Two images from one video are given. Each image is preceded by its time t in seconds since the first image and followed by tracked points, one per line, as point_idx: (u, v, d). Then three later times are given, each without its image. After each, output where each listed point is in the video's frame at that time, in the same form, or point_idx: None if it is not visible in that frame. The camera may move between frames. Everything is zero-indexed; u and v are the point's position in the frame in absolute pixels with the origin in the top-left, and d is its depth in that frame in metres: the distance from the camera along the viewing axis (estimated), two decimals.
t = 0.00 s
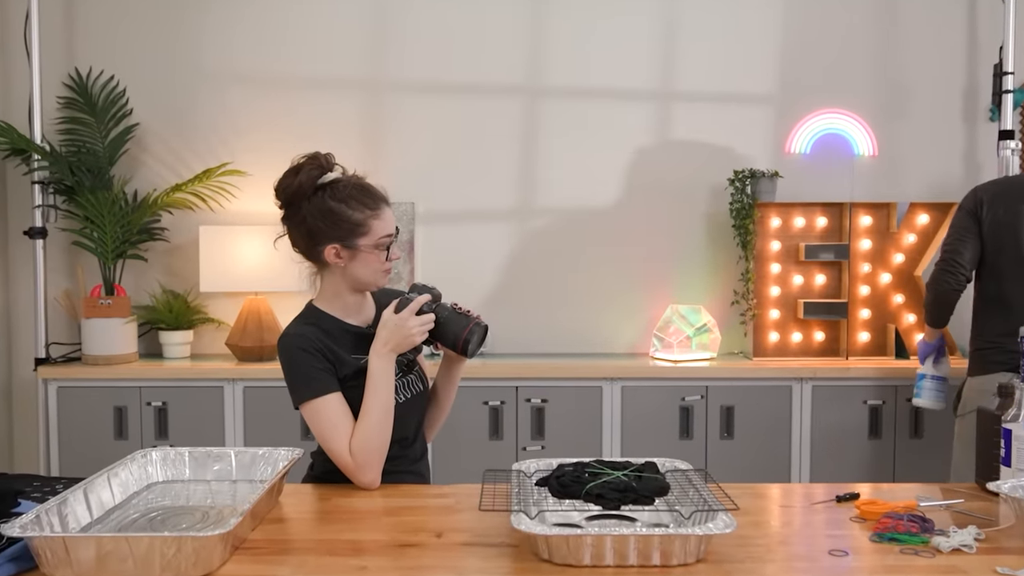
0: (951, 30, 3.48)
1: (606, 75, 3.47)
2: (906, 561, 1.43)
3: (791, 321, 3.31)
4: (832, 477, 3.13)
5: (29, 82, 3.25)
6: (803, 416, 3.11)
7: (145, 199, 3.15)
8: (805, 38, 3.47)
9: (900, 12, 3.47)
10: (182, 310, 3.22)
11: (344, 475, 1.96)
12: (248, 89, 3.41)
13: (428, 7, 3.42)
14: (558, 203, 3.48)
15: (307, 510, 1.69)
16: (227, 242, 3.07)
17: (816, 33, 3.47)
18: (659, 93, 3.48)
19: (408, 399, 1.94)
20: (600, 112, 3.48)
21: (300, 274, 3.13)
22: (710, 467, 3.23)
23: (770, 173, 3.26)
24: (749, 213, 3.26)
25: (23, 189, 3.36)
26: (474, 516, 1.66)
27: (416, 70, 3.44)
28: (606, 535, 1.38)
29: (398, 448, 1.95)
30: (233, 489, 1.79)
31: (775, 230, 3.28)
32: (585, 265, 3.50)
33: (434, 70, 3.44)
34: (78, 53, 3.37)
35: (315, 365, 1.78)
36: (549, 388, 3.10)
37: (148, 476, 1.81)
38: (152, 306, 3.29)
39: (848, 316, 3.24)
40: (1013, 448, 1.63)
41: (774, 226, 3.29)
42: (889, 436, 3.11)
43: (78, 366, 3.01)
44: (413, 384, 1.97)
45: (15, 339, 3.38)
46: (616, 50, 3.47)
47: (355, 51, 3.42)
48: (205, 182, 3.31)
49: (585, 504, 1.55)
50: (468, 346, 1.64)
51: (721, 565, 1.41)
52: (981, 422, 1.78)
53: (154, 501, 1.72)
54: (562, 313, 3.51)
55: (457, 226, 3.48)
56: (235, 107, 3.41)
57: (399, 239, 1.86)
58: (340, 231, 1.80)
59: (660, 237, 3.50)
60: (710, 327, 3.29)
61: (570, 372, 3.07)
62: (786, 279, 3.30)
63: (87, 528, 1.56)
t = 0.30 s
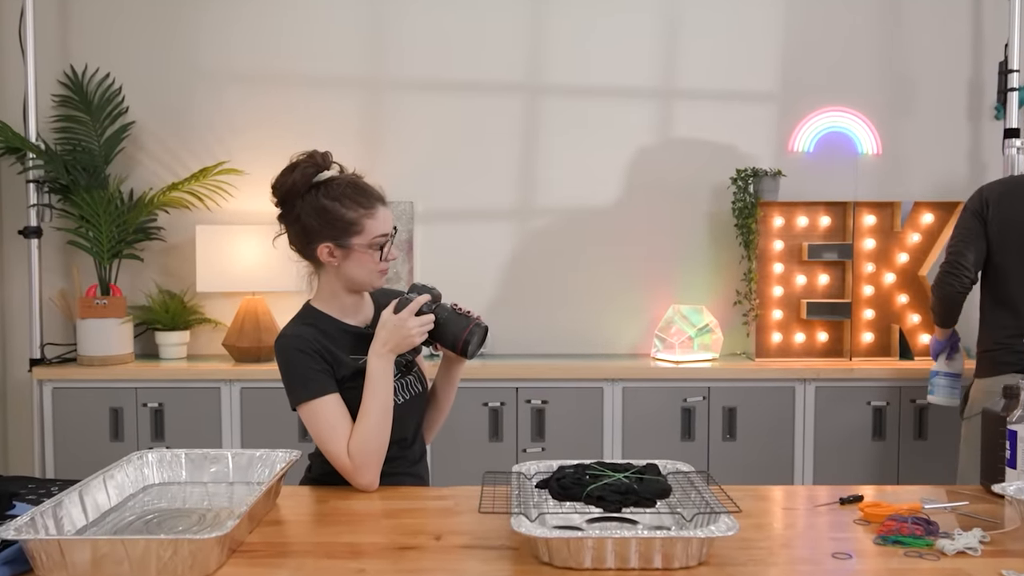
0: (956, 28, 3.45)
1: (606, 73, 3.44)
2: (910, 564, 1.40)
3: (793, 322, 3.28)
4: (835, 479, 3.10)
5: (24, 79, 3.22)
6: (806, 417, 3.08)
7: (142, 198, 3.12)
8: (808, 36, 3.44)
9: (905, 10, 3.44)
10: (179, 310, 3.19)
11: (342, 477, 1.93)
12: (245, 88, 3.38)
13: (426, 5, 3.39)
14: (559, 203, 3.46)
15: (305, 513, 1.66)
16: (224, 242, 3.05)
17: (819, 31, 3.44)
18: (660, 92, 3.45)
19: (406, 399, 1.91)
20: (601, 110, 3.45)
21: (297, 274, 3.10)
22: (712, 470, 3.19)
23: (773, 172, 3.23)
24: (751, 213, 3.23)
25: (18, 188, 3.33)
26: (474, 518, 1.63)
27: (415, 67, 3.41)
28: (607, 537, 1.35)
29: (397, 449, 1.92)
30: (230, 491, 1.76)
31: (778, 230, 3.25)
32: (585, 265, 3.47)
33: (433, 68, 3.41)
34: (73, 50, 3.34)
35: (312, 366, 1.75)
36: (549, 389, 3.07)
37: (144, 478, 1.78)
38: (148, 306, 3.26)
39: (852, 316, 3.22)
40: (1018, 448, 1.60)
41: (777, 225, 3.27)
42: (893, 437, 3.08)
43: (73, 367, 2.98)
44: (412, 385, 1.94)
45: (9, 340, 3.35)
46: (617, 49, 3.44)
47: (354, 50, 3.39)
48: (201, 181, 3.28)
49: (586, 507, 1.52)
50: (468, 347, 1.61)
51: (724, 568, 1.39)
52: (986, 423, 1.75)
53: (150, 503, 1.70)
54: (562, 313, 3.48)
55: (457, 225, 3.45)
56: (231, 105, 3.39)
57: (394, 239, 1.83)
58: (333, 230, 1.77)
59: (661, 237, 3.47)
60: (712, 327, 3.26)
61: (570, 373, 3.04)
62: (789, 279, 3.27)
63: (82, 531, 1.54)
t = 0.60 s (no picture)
0: (961, 26, 3.43)
1: (608, 70, 3.42)
2: (916, 567, 1.38)
3: (796, 322, 3.25)
4: (839, 481, 3.07)
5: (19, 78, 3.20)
6: (809, 418, 3.05)
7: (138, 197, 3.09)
8: (811, 33, 3.41)
9: (909, 6, 3.41)
10: (175, 311, 3.16)
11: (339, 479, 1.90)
12: (241, 86, 3.36)
13: (425, 2, 3.36)
14: (559, 202, 3.43)
15: (303, 515, 1.63)
16: (221, 242, 3.02)
17: (822, 29, 3.41)
18: (662, 89, 3.42)
19: (405, 400, 1.89)
20: (602, 107, 3.42)
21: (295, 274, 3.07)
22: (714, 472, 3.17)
23: (775, 171, 3.21)
24: (754, 212, 3.19)
25: (13, 187, 3.30)
26: (473, 521, 1.60)
27: (414, 65, 3.38)
28: (608, 540, 1.32)
29: (396, 450, 1.89)
30: (227, 493, 1.74)
31: (781, 229, 3.22)
32: (586, 265, 3.44)
33: (434, 65, 3.39)
34: (69, 48, 3.32)
35: (310, 366, 1.72)
36: (549, 390, 3.05)
37: (140, 480, 1.75)
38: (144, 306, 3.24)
39: (855, 317, 3.19)
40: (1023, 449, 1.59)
41: (779, 225, 3.24)
42: (897, 438, 3.06)
43: (69, 368, 2.96)
44: (410, 385, 1.91)
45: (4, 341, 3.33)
46: (618, 46, 3.41)
47: (352, 47, 3.37)
48: (198, 180, 3.26)
49: (587, 509, 1.49)
50: (467, 347, 1.59)
51: (726, 572, 1.36)
52: (991, 424, 1.72)
53: (147, 505, 1.67)
54: (563, 313, 3.45)
55: (457, 224, 3.42)
56: (229, 102, 3.36)
57: (391, 239, 1.79)
58: (327, 229, 1.74)
59: (663, 236, 3.44)
60: (714, 328, 3.23)
61: (571, 373, 3.02)
62: (792, 279, 3.24)
63: (78, 533, 1.51)
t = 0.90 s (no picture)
0: (965, 24, 3.40)
1: (611, 68, 3.39)
2: (920, 570, 1.35)
3: (799, 322, 3.22)
4: (842, 483, 3.04)
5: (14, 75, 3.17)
6: (812, 419, 3.03)
7: (134, 196, 3.07)
8: (814, 33, 3.39)
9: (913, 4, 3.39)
10: (171, 311, 3.14)
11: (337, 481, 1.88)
12: (238, 84, 3.33)
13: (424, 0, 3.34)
14: (559, 201, 3.40)
15: (300, 518, 1.60)
16: (219, 241, 3.00)
17: (826, 27, 3.39)
18: (664, 88, 3.40)
19: (405, 401, 1.86)
20: (603, 106, 3.40)
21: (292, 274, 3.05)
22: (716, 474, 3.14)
23: (778, 170, 3.18)
24: (757, 211, 3.17)
25: (8, 186, 3.28)
26: (473, 523, 1.58)
27: (414, 63, 3.35)
28: (609, 542, 1.29)
29: (394, 452, 1.86)
30: (224, 496, 1.71)
31: (783, 229, 3.19)
32: (585, 265, 3.42)
33: (434, 63, 3.36)
34: (64, 45, 3.29)
35: (308, 367, 1.70)
36: (549, 391, 3.02)
37: (136, 482, 1.72)
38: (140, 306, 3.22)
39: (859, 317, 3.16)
40: None
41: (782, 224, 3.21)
42: (901, 439, 3.03)
43: (64, 369, 2.93)
44: (410, 386, 1.88)
45: None
46: (620, 43, 3.38)
47: (351, 45, 3.34)
48: (195, 179, 3.23)
49: (588, 511, 1.46)
50: (467, 348, 1.56)
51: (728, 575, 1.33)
52: (996, 426, 1.69)
53: (143, 508, 1.64)
54: (562, 314, 3.43)
55: (457, 224, 3.39)
56: (226, 100, 3.33)
57: (388, 239, 1.76)
58: (323, 228, 1.72)
59: (664, 236, 3.42)
60: (716, 328, 3.20)
61: (572, 374, 2.99)
62: (795, 279, 3.21)
63: (73, 536, 1.48)
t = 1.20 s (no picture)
0: (970, 22, 3.38)
1: (614, 66, 3.36)
2: (925, 573, 1.32)
3: (802, 322, 3.20)
4: (846, 485, 3.01)
5: (8, 74, 3.15)
6: (816, 420, 3.00)
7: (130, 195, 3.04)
8: (816, 32, 3.36)
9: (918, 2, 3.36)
10: (168, 312, 3.11)
11: (335, 483, 1.85)
12: (234, 82, 3.30)
13: None
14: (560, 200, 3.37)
15: (298, 520, 1.58)
16: (215, 241, 2.97)
17: (829, 25, 3.36)
18: (666, 85, 3.37)
19: (404, 402, 1.83)
20: (605, 104, 3.37)
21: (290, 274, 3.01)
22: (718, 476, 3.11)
23: (781, 168, 3.16)
24: (759, 210, 3.14)
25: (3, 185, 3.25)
26: (472, 526, 1.55)
27: (414, 61, 3.33)
28: (610, 545, 1.27)
29: (393, 454, 1.83)
30: (221, 498, 1.68)
31: (786, 228, 3.17)
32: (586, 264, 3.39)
33: (435, 61, 3.33)
34: (59, 43, 3.27)
35: (306, 368, 1.67)
36: (550, 392, 2.99)
37: (132, 484, 1.70)
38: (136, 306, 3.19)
39: (862, 317, 3.13)
40: None
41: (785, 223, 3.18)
42: (905, 441, 3.00)
43: (59, 370, 2.91)
44: (408, 387, 1.85)
45: None
46: (622, 41, 3.36)
47: (350, 43, 3.32)
48: (192, 178, 3.20)
49: (588, 514, 1.43)
50: (467, 349, 1.53)
51: None
52: (1002, 427, 1.67)
53: (139, 510, 1.61)
54: (562, 314, 3.40)
55: (457, 223, 3.37)
56: (223, 97, 3.31)
57: (388, 239, 1.73)
58: (322, 227, 1.69)
59: (665, 236, 3.39)
60: (718, 329, 3.17)
61: (572, 375, 2.96)
62: (798, 278, 3.18)
63: (68, 539, 1.46)
